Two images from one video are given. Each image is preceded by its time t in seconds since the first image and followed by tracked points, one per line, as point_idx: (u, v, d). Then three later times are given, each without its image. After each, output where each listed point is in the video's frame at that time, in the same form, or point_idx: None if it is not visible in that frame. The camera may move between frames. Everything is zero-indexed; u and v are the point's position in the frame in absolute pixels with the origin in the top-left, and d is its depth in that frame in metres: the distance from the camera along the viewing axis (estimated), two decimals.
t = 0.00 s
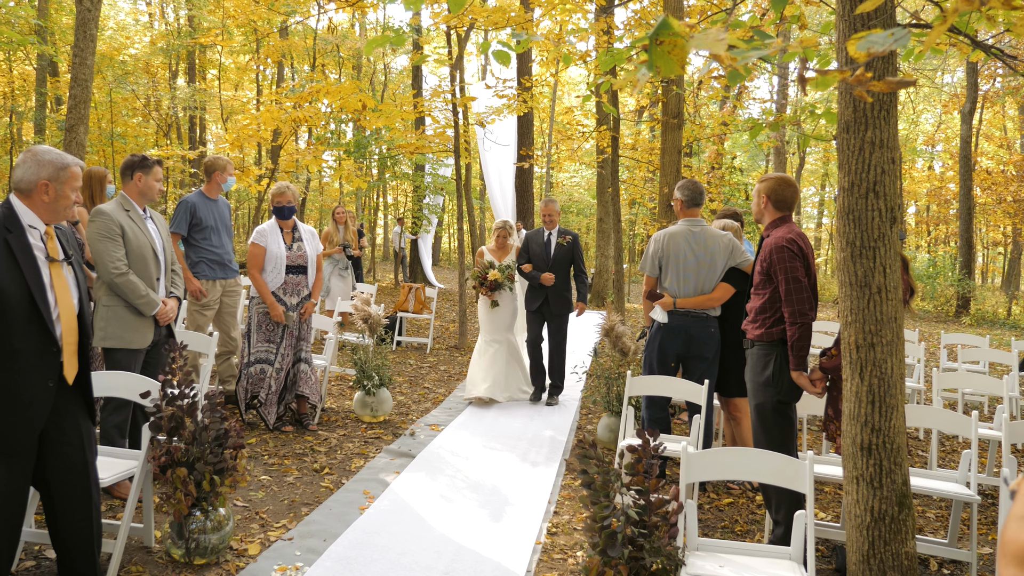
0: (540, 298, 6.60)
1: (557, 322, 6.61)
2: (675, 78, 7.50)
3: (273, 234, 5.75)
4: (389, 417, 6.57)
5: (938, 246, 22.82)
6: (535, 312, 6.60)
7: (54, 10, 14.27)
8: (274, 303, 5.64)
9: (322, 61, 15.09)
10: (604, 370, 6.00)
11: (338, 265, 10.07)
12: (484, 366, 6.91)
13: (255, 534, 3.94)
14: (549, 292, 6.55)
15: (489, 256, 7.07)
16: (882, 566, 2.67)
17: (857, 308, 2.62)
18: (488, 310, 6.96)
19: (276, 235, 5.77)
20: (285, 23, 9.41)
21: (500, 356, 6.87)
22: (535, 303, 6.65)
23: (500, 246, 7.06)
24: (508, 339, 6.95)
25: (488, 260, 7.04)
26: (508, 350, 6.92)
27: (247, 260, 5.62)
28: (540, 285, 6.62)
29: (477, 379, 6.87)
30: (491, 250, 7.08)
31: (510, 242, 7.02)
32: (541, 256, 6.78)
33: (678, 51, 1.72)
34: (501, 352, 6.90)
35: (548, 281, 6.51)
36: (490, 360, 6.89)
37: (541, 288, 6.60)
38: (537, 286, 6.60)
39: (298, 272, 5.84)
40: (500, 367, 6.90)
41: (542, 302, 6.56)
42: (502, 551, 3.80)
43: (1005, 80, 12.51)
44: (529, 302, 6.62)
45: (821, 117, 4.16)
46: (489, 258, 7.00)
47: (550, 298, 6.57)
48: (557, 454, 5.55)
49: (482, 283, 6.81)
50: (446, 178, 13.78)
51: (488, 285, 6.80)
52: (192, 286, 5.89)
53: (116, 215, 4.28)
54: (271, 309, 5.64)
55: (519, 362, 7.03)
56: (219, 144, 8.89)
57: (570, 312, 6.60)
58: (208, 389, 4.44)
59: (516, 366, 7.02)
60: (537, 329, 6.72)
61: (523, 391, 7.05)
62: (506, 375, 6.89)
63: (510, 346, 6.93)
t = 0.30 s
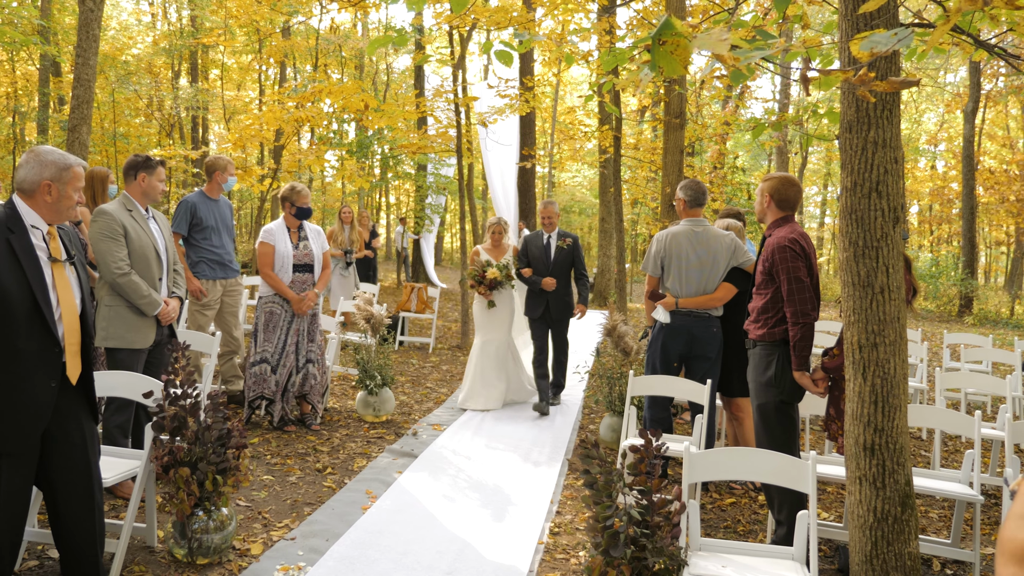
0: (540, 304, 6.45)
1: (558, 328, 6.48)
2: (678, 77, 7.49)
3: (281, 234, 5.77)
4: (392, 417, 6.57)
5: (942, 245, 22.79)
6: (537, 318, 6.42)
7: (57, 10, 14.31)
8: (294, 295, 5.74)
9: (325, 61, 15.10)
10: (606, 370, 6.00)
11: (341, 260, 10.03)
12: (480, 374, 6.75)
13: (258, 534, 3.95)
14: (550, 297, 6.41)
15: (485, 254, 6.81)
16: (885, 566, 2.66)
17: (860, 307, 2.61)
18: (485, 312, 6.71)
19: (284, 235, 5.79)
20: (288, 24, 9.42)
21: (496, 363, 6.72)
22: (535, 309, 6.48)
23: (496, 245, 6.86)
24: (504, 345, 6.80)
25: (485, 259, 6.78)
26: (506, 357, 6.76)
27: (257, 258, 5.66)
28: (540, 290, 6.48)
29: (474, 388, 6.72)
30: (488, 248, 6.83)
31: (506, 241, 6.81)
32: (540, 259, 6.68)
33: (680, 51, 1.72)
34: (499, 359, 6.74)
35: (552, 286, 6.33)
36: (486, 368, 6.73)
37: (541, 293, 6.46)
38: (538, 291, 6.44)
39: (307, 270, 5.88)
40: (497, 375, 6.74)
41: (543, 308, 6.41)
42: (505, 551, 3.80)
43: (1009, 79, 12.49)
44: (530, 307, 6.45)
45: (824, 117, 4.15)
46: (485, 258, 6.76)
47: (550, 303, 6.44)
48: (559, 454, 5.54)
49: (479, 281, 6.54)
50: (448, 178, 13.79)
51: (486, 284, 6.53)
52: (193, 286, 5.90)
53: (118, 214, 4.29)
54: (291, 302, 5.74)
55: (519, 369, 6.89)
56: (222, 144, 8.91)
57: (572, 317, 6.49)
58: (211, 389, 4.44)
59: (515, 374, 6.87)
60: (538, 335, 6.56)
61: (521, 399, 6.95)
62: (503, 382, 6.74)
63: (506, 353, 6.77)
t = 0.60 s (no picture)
0: (542, 305, 6.37)
1: (561, 328, 6.38)
2: (680, 76, 7.48)
3: (290, 234, 5.79)
4: (394, 417, 6.58)
5: (944, 245, 22.74)
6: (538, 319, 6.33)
7: (59, 10, 14.32)
8: (306, 293, 5.75)
9: (327, 61, 15.10)
10: (608, 370, 5.99)
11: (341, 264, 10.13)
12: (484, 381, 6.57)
13: (260, 533, 3.95)
14: (553, 297, 6.31)
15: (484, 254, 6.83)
16: (887, 566, 2.66)
17: (862, 307, 2.61)
18: (484, 313, 6.70)
19: (293, 235, 5.82)
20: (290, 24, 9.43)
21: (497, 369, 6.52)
22: (536, 310, 6.38)
23: (495, 245, 6.85)
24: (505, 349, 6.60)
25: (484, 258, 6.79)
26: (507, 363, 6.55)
27: (267, 259, 5.65)
28: (541, 291, 6.37)
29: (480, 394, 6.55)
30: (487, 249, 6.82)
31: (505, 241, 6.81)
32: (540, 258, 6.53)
33: (682, 50, 1.71)
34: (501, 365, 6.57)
35: (553, 286, 6.24)
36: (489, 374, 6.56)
37: (542, 293, 6.36)
38: (539, 291, 6.34)
39: (316, 270, 5.91)
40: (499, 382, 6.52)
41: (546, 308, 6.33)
42: (507, 549, 3.81)
43: (1012, 78, 12.45)
44: (531, 309, 6.35)
45: (826, 115, 4.13)
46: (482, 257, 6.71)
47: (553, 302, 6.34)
48: (562, 453, 5.54)
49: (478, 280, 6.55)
50: (450, 178, 13.80)
51: (485, 284, 6.53)
52: (192, 285, 5.91)
53: (121, 214, 4.29)
54: (303, 300, 5.75)
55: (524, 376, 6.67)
56: (224, 144, 8.92)
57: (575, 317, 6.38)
58: (213, 389, 4.44)
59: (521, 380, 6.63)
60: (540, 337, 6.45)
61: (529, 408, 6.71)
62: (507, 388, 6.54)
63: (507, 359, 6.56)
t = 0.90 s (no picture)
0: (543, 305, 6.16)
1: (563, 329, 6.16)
2: (681, 75, 7.47)
3: (296, 232, 5.78)
4: (395, 416, 6.58)
5: (946, 244, 22.69)
6: (539, 320, 6.11)
7: (60, 10, 14.33)
8: (312, 292, 5.76)
9: (328, 60, 15.12)
10: (609, 369, 5.98)
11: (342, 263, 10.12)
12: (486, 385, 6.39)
13: (260, 533, 3.95)
14: (555, 296, 6.10)
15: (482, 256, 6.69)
16: (888, 565, 2.66)
17: (863, 306, 2.61)
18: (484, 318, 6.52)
19: (299, 233, 5.81)
20: (291, 23, 9.43)
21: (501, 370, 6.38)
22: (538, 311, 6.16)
23: (494, 246, 6.72)
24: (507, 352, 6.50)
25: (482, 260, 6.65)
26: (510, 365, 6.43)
27: (273, 257, 5.61)
28: (541, 290, 6.18)
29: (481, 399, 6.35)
30: (484, 251, 6.69)
31: (505, 241, 6.66)
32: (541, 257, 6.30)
33: (683, 49, 1.71)
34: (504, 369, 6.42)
35: (555, 284, 6.04)
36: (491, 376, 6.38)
37: (543, 292, 6.16)
38: (539, 290, 6.14)
39: (321, 270, 5.96)
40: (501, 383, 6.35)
41: (548, 308, 6.10)
42: (508, 548, 3.82)
43: (1014, 76, 12.43)
44: (532, 309, 6.14)
45: (828, 114, 4.13)
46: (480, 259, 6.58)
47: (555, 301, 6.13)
48: (563, 453, 5.53)
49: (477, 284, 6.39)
50: (451, 177, 13.79)
51: (485, 287, 6.36)
52: (194, 285, 5.91)
53: (122, 213, 4.29)
54: (309, 300, 5.75)
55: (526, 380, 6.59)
56: (225, 143, 8.92)
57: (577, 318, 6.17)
58: (215, 388, 4.45)
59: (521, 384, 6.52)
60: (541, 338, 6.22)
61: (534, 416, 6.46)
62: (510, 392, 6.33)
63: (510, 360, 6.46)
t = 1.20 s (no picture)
0: (541, 311, 5.87)
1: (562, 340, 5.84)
2: (684, 73, 7.46)
3: (295, 230, 5.80)
4: (397, 415, 6.59)
5: (949, 242, 22.64)
6: (536, 327, 5.84)
7: (63, 10, 14.37)
8: (311, 290, 5.76)
9: (330, 59, 15.14)
10: (611, 368, 5.97)
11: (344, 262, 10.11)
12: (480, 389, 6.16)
13: (263, 532, 3.96)
14: (553, 302, 5.79)
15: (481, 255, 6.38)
16: (891, 565, 2.65)
17: (865, 305, 2.60)
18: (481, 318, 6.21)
19: (298, 231, 5.83)
20: (292, 23, 9.44)
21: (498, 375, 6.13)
22: (535, 316, 5.88)
23: (494, 244, 6.40)
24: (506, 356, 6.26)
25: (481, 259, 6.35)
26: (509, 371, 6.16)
27: (273, 256, 5.60)
28: (540, 295, 5.86)
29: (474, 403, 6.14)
30: (483, 248, 6.39)
31: (505, 239, 6.36)
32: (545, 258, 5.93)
33: (684, 48, 1.71)
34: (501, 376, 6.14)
35: (553, 290, 5.75)
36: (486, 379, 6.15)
37: (542, 297, 5.85)
38: (538, 295, 5.83)
39: (321, 268, 5.96)
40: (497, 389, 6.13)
41: (546, 315, 5.82)
42: (510, 547, 3.82)
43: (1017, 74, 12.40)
44: (529, 315, 5.86)
45: (829, 113, 4.12)
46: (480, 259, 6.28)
47: (554, 308, 5.82)
48: (564, 452, 5.53)
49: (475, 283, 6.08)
50: (453, 176, 13.80)
51: (483, 288, 6.06)
52: (198, 284, 5.92)
53: (126, 213, 4.30)
54: (308, 298, 5.75)
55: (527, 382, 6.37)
56: (227, 142, 8.92)
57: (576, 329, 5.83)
58: (217, 388, 4.45)
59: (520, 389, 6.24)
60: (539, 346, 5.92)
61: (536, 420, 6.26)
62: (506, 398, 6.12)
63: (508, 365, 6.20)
